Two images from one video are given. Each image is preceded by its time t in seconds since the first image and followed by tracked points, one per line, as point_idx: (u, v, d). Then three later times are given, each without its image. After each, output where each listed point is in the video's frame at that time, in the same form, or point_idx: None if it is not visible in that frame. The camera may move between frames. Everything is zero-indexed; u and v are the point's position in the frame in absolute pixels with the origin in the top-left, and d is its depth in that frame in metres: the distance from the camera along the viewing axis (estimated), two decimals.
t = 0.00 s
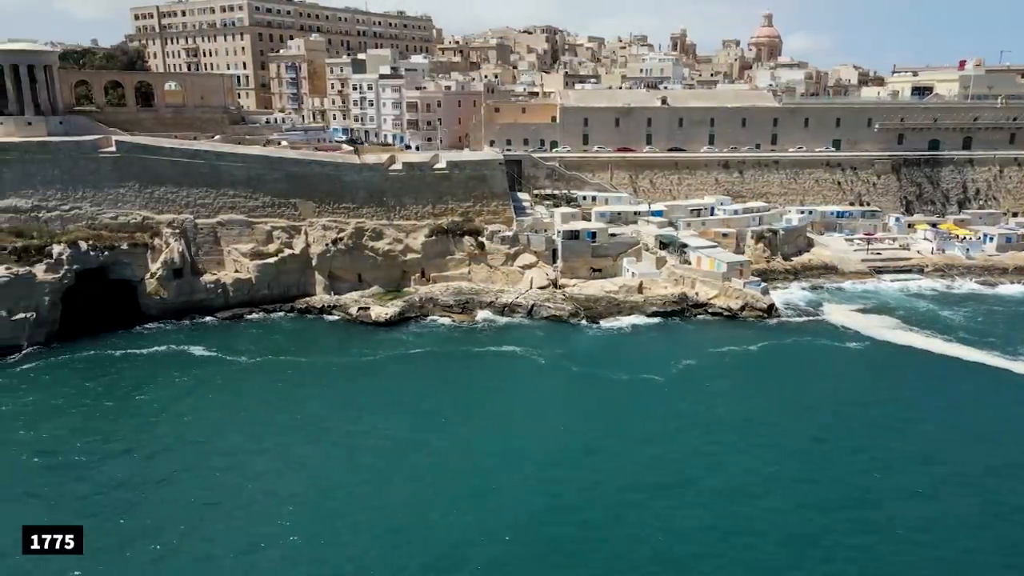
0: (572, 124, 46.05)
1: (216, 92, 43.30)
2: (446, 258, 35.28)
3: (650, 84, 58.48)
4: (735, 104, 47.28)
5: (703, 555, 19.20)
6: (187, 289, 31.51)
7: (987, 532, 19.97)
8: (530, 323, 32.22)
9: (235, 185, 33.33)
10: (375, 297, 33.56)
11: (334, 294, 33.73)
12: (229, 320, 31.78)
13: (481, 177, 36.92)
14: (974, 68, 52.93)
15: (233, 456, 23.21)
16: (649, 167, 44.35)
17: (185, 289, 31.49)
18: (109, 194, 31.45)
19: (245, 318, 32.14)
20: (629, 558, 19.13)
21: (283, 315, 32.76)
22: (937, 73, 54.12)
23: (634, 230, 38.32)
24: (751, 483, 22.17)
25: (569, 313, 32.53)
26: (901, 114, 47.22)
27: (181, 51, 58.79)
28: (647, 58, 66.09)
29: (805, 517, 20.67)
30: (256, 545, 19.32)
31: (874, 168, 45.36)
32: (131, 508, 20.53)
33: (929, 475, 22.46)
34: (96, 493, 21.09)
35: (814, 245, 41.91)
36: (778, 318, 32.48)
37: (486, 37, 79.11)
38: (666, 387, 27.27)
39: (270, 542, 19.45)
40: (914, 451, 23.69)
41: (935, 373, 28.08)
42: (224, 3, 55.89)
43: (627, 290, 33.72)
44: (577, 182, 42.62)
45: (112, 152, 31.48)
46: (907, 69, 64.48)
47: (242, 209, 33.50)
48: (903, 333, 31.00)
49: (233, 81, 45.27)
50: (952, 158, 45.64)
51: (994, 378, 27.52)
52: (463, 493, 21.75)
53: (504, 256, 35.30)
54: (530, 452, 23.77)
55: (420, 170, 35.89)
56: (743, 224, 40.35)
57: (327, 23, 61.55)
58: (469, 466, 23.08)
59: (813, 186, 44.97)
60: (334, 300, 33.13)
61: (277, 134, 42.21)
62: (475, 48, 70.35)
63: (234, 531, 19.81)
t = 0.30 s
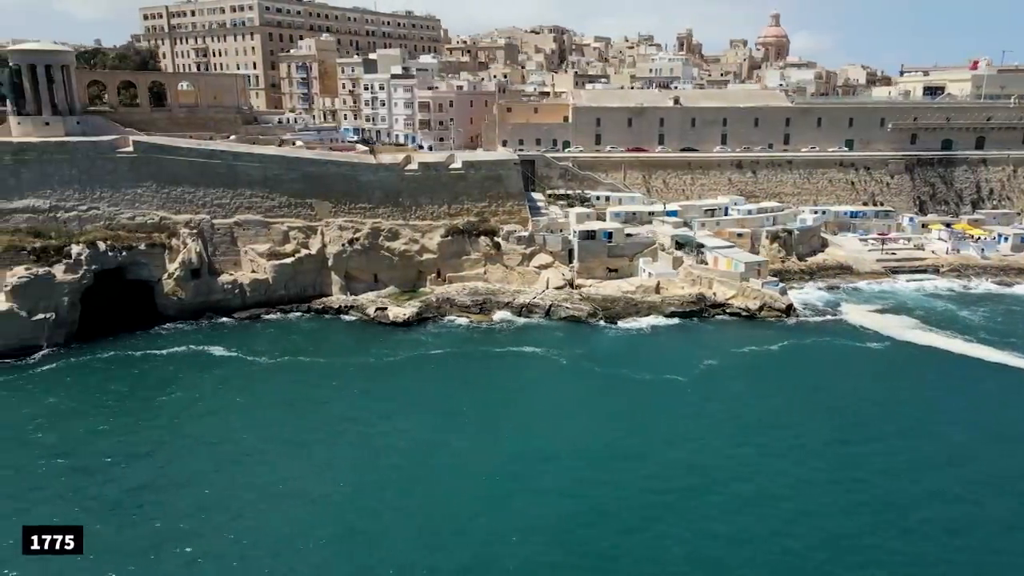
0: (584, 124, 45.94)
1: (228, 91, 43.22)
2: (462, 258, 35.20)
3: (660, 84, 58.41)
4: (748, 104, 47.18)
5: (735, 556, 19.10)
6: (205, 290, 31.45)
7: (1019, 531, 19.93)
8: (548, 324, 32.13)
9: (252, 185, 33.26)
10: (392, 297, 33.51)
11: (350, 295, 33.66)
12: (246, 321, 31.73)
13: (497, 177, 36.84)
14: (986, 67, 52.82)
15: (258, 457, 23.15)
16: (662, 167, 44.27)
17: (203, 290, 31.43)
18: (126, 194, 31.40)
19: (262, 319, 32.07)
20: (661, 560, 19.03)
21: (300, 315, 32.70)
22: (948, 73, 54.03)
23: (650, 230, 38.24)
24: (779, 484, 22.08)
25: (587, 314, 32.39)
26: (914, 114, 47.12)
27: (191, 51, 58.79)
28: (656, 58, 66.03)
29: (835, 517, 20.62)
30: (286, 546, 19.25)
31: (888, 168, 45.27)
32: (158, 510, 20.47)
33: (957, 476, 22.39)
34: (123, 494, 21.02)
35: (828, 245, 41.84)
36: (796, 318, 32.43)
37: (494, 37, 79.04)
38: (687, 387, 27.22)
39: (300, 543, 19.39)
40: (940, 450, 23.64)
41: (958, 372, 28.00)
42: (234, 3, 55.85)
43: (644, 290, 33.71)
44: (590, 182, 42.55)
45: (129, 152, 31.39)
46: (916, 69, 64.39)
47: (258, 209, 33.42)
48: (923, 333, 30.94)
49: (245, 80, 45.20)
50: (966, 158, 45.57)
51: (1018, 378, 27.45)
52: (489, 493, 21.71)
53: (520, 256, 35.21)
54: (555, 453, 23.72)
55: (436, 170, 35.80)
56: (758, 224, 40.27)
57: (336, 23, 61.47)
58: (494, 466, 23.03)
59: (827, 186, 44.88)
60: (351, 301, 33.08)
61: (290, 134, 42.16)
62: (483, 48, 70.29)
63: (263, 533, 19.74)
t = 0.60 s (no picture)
0: (597, 124, 45.84)
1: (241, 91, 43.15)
2: (477, 258, 35.12)
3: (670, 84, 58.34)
4: (761, 104, 47.08)
5: (766, 558, 18.99)
6: (222, 290, 31.39)
7: None
8: (566, 324, 32.05)
9: (269, 185, 33.18)
10: (408, 297, 33.45)
11: (367, 295, 33.61)
12: (264, 321, 31.67)
13: (512, 177, 36.75)
14: (998, 67, 52.74)
15: (282, 458, 23.09)
16: (675, 167, 44.19)
17: (220, 290, 31.38)
18: (144, 194, 31.33)
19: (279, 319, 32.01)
20: (693, 561, 18.93)
21: (317, 315, 32.64)
22: (960, 73, 53.94)
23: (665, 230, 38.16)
24: (807, 485, 21.98)
25: (606, 314, 32.26)
26: (927, 113, 47.04)
27: (201, 51, 58.78)
28: (665, 57, 65.97)
29: (865, 517, 20.55)
30: (315, 548, 19.17)
31: (901, 168, 45.20)
32: (185, 510, 20.40)
33: (985, 475, 22.34)
34: (149, 496, 20.91)
35: (842, 245, 41.75)
36: (814, 318, 32.38)
37: (501, 36, 78.99)
38: (709, 387, 27.14)
39: (330, 544, 19.31)
40: (966, 450, 23.58)
41: (980, 372, 27.94)
42: (244, 3, 55.81)
43: (661, 291, 33.64)
44: (603, 182, 42.49)
45: (147, 152, 31.32)
46: (926, 69, 64.32)
47: (275, 209, 33.35)
48: (943, 333, 30.88)
49: (257, 80, 45.15)
50: (979, 158, 45.51)
51: None
52: (516, 493, 21.67)
53: (536, 256, 35.13)
54: (579, 453, 23.65)
55: (452, 170, 35.73)
56: (773, 224, 40.19)
57: (345, 23, 61.40)
58: (520, 466, 22.97)
59: (840, 186, 44.79)
60: (368, 301, 33.02)
61: (303, 134, 42.12)
62: (492, 48, 70.26)
63: (292, 534, 19.66)
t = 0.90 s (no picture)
0: (610, 124, 45.74)
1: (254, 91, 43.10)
2: (493, 258, 35.05)
3: (680, 84, 58.26)
4: (774, 104, 47.00)
5: (798, 559, 18.91)
6: (240, 291, 31.33)
7: None
8: (584, 325, 31.98)
9: (286, 185, 33.11)
10: (425, 298, 33.39)
11: (383, 295, 33.55)
12: (281, 321, 31.59)
13: (528, 177, 36.67)
14: (1010, 67, 52.64)
15: (307, 459, 23.03)
16: (689, 167, 44.12)
17: (238, 290, 31.32)
18: (161, 194, 31.27)
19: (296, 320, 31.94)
20: (725, 561, 18.85)
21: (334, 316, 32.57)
22: (972, 73, 53.84)
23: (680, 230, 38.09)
24: (835, 486, 21.91)
25: (625, 314, 32.16)
26: (940, 113, 46.95)
27: (210, 51, 58.75)
28: (674, 57, 65.89)
29: (895, 517, 20.50)
30: (344, 548, 19.11)
31: (915, 168, 45.13)
32: (213, 511, 20.33)
33: (1012, 475, 22.28)
34: (177, 496, 20.86)
35: (857, 245, 41.67)
36: (832, 318, 32.34)
37: (508, 36, 78.94)
38: (732, 388, 27.07)
39: (359, 545, 19.27)
40: (993, 450, 23.51)
41: (1002, 372, 27.87)
42: (254, 3, 55.80)
43: (679, 291, 33.57)
44: (617, 182, 42.42)
45: (164, 152, 31.24)
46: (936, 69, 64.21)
47: (292, 209, 33.28)
48: (963, 333, 30.83)
49: (269, 80, 45.11)
50: (993, 157, 45.42)
51: None
52: (543, 493, 21.61)
53: (552, 256, 35.05)
54: (604, 453, 23.60)
55: (468, 169, 35.65)
56: (787, 224, 40.12)
57: (355, 23, 61.33)
58: (545, 467, 22.91)
59: (854, 186, 44.72)
60: (385, 301, 32.96)
61: (316, 134, 42.06)
62: (500, 48, 70.21)
63: (322, 535, 19.60)
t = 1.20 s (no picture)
0: (623, 124, 45.65)
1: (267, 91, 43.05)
2: (510, 259, 34.97)
3: (690, 84, 58.16)
4: (786, 104, 46.93)
5: (831, 560, 18.83)
6: (257, 291, 31.26)
7: None
8: (603, 326, 31.91)
9: (303, 186, 33.05)
10: (442, 298, 33.34)
11: (400, 296, 33.50)
12: (299, 322, 31.52)
13: (544, 177, 36.61)
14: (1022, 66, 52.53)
15: (333, 460, 22.98)
16: (702, 167, 44.04)
17: (256, 291, 31.26)
18: (179, 195, 31.21)
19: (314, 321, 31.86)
20: (758, 562, 18.76)
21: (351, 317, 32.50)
22: (984, 73, 53.73)
23: (696, 230, 38.03)
24: (862, 486, 21.88)
25: (643, 315, 32.09)
26: (953, 113, 46.84)
27: (220, 51, 58.73)
28: (683, 57, 65.82)
29: (925, 517, 20.46)
30: (376, 549, 19.05)
31: (929, 168, 45.06)
32: (241, 512, 20.27)
33: None
34: (204, 497, 20.83)
35: (871, 244, 41.60)
36: (851, 318, 32.33)
37: (515, 36, 78.86)
38: (756, 388, 26.99)
39: (390, 546, 19.20)
40: (1019, 450, 23.46)
41: None
42: (264, 3, 55.77)
43: (696, 291, 33.51)
44: (630, 182, 42.36)
45: (182, 152, 31.18)
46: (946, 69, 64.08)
47: (309, 209, 33.20)
48: (982, 333, 30.79)
49: (282, 80, 45.05)
50: (1007, 157, 45.33)
51: None
52: (571, 494, 21.55)
53: (569, 256, 34.98)
54: (631, 453, 23.54)
55: (484, 170, 35.59)
56: (802, 224, 40.06)
57: (364, 22, 61.30)
58: (572, 467, 22.84)
59: (867, 186, 44.67)
60: (402, 302, 32.90)
61: (329, 134, 42.04)
62: (508, 48, 70.24)
63: (353, 536, 19.57)
